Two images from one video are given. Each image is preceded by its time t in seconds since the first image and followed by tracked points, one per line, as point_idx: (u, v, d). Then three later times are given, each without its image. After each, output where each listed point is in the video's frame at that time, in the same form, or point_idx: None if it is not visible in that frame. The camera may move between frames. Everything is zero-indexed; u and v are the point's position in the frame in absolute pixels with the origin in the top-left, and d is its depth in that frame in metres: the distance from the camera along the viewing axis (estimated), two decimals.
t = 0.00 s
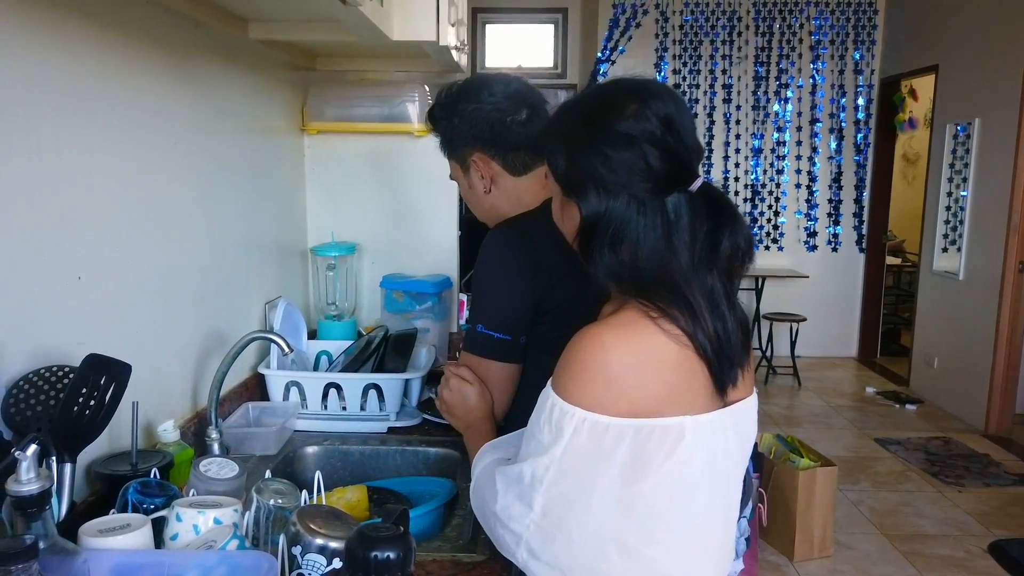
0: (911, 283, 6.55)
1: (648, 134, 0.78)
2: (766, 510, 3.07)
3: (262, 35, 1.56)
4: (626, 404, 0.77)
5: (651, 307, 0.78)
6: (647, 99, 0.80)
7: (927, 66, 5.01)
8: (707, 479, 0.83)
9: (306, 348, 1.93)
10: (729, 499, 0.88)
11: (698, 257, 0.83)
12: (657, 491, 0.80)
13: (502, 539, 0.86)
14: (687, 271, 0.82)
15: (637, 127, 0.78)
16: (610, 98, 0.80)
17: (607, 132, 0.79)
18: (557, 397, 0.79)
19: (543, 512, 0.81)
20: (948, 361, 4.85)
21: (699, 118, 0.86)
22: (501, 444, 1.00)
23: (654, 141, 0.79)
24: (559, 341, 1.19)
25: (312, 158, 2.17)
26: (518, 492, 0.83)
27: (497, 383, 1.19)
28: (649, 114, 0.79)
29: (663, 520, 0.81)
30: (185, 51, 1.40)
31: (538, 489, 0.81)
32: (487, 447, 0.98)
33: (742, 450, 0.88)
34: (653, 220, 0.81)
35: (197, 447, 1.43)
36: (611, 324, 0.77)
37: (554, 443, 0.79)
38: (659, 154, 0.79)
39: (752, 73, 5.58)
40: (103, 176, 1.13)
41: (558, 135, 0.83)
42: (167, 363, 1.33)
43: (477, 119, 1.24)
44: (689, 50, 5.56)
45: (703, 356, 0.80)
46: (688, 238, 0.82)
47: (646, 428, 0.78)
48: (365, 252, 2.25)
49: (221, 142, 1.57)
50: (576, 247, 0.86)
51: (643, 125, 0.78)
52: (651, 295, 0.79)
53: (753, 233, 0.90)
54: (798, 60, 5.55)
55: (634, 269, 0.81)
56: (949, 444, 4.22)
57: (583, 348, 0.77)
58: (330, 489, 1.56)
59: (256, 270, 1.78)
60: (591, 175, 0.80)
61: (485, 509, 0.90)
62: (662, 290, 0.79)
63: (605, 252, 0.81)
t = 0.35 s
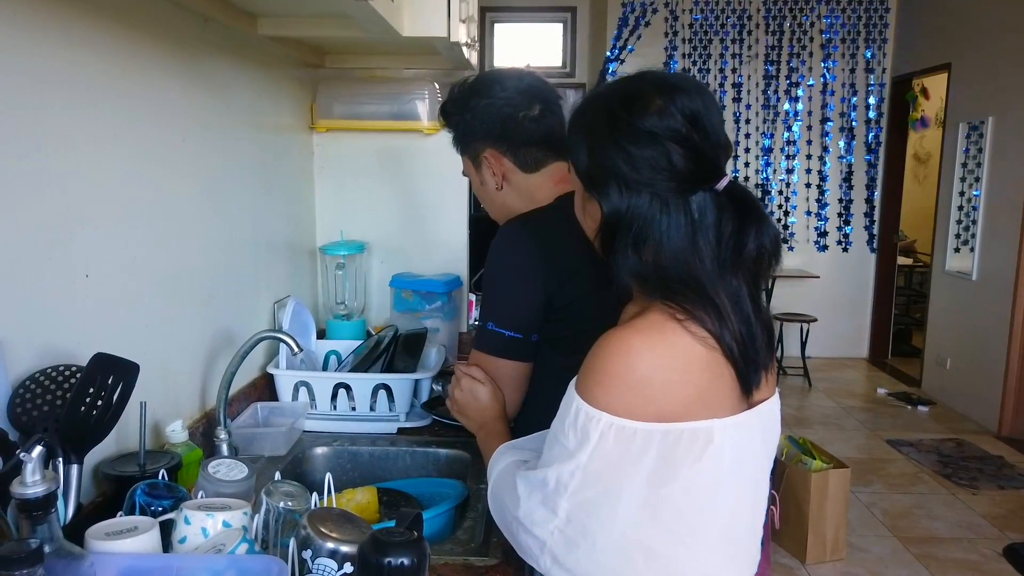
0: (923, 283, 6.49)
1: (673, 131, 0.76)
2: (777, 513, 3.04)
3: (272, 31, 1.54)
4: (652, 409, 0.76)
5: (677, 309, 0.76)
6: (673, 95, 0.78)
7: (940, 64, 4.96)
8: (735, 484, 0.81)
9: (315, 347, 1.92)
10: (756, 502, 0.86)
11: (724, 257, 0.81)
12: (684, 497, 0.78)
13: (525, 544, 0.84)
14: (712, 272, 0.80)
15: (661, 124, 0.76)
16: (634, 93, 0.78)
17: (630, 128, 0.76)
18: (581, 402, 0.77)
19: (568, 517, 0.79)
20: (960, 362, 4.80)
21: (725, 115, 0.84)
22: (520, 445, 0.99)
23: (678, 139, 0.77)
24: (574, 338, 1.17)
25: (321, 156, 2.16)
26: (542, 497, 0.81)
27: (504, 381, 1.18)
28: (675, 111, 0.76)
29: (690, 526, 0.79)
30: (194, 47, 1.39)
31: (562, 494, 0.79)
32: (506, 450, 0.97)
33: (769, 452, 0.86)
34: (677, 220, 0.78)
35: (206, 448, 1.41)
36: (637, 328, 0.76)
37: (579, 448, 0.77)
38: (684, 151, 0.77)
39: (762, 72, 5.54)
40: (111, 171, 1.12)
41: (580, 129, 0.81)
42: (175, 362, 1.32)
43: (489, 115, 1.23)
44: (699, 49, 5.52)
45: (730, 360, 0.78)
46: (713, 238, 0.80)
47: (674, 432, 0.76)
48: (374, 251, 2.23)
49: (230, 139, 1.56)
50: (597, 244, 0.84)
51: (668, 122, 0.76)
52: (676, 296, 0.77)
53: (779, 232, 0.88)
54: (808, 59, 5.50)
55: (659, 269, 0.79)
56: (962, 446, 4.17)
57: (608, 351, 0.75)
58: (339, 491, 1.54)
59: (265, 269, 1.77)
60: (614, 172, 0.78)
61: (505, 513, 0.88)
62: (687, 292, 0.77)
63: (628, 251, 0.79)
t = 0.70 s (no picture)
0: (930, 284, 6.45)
1: (687, 129, 0.75)
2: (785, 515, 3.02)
3: (279, 30, 1.53)
4: (670, 410, 0.74)
5: (693, 309, 0.75)
6: (686, 92, 0.77)
7: (948, 63, 4.93)
8: (755, 487, 0.79)
9: (321, 348, 1.91)
10: (778, 507, 0.84)
11: (740, 257, 0.80)
12: (706, 500, 0.76)
13: (542, 551, 0.83)
14: (728, 271, 0.79)
15: (675, 122, 0.75)
16: (647, 90, 0.77)
17: (642, 126, 0.75)
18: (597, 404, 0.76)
19: (587, 522, 0.78)
20: (969, 363, 4.76)
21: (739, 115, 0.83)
22: (535, 450, 0.97)
23: (692, 137, 0.76)
24: (587, 341, 1.17)
25: (328, 156, 2.15)
26: (559, 502, 0.80)
27: (517, 381, 1.16)
28: (689, 109, 0.76)
29: (711, 530, 0.77)
30: (201, 46, 1.38)
31: (580, 499, 0.78)
32: (519, 454, 0.95)
33: (789, 455, 0.85)
34: (692, 219, 0.77)
35: (211, 449, 1.40)
36: (653, 328, 0.75)
37: (596, 450, 0.76)
38: (698, 149, 0.75)
39: (769, 72, 5.51)
40: (118, 170, 1.11)
41: (592, 127, 0.80)
42: (181, 363, 1.31)
43: (500, 115, 1.21)
44: (705, 48, 5.49)
45: (747, 361, 0.77)
46: (728, 237, 0.79)
47: (693, 434, 0.75)
48: (380, 252, 2.22)
49: (236, 139, 1.55)
50: (609, 244, 0.83)
51: (681, 120, 0.75)
52: (691, 295, 0.76)
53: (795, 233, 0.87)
54: (815, 59, 5.48)
55: (673, 269, 0.78)
56: (971, 447, 4.14)
57: (623, 352, 0.74)
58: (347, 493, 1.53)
59: (271, 269, 1.76)
60: (627, 170, 0.77)
61: (521, 519, 0.87)
62: (702, 292, 0.76)
63: (641, 250, 0.78)
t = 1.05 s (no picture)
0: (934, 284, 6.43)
1: (702, 126, 0.75)
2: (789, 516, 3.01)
3: (283, 28, 1.53)
4: (685, 407, 0.74)
5: (710, 307, 0.75)
6: (702, 89, 0.76)
7: (953, 63, 4.91)
8: (773, 488, 0.78)
9: (325, 348, 1.90)
10: (797, 510, 0.83)
11: (758, 255, 0.78)
12: (723, 501, 0.76)
13: (554, 553, 0.82)
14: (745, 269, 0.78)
15: (691, 119, 0.75)
16: (663, 86, 0.77)
17: (658, 121, 0.75)
18: (610, 403, 0.76)
19: (600, 524, 0.77)
20: (973, 363, 4.74)
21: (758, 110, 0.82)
22: (546, 451, 0.96)
23: (709, 134, 0.75)
24: (602, 344, 1.17)
25: (332, 155, 2.14)
26: (570, 504, 0.79)
27: (531, 384, 1.16)
28: (705, 105, 0.75)
29: (728, 532, 0.76)
30: (204, 44, 1.37)
31: (593, 500, 0.77)
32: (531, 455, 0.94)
33: (808, 457, 0.84)
34: (708, 215, 0.76)
35: (213, 450, 1.39)
36: (666, 327, 0.74)
37: (609, 449, 0.76)
38: (714, 145, 0.75)
39: (772, 72, 5.49)
40: (121, 169, 1.11)
41: (607, 123, 0.80)
42: (183, 363, 1.30)
43: (524, 102, 1.20)
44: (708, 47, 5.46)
45: (765, 360, 0.76)
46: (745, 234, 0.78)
47: (708, 433, 0.74)
48: (384, 251, 2.21)
49: (240, 138, 1.55)
50: (624, 242, 0.83)
51: (697, 116, 0.75)
52: (708, 294, 0.75)
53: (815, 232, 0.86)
54: (819, 58, 5.45)
55: (687, 266, 0.77)
56: (976, 448, 4.12)
57: (636, 351, 0.74)
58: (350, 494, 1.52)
59: (274, 268, 1.75)
60: (641, 165, 0.76)
61: (531, 521, 0.86)
62: (719, 290, 0.75)
63: (656, 247, 0.78)
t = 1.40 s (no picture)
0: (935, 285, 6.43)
1: (740, 117, 0.76)
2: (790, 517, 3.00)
3: (284, 29, 1.53)
4: (712, 417, 0.73)
5: (737, 311, 0.74)
6: (741, 82, 0.77)
7: (954, 63, 4.91)
8: (802, 497, 0.78)
9: (326, 350, 1.90)
10: (826, 518, 0.82)
11: (787, 256, 0.78)
12: (750, 511, 0.75)
13: (578, 561, 0.83)
14: (772, 268, 0.78)
15: (730, 108, 0.76)
16: (702, 77, 0.78)
17: (695, 110, 0.76)
18: (633, 411, 0.76)
19: (625, 533, 0.78)
20: (975, 364, 4.74)
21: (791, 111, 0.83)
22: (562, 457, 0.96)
23: (746, 126, 0.76)
24: (604, 344, 1.18)
25: (333, 156, 2.14)
26: (593, 514, 0.79)
27: (538, 386, 1.15)
28: (745, 97, 0.76)
29: (756, 542, 0.76)
30: (204, 46, 1.37)
31: (617, 510, 0.77)
32: (549, 460, 0.94)
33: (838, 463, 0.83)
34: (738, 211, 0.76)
35: (214, 452, 1.39)
36: (692, 330, 0.74)
37: (631, 460, 0.76)
38: (749, 138, 0.76)
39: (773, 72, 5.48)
40: (121, 170, 1.11)
41: (642, 112, 0.81)
42: (183, 364, 1.30)
43: (521, 108, 1.19)
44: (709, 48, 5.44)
45: (794, 365, 0.75)
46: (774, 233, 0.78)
47: (734, 443, 0.74)
48: (385, 252, 2.21)
49: (240, 139, 1.54)
50: (649, 236, 0.83)
51: (736, 107, 0.76)
52: (735, 296, 0.75)
53: (845, 236, 0.86)
54: (820, 59, 5.45)
55: (715, 263, 0.77)
56: (977, 449, 4.12)
57: (660, 357, 0.73)
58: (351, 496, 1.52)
59: (275, 270, 1.75)
60: (675, 155, 0.77)
61: (556, 528, 0.86)
62: (747, 292, 0.75)
63: (682, 242, 0.78)
